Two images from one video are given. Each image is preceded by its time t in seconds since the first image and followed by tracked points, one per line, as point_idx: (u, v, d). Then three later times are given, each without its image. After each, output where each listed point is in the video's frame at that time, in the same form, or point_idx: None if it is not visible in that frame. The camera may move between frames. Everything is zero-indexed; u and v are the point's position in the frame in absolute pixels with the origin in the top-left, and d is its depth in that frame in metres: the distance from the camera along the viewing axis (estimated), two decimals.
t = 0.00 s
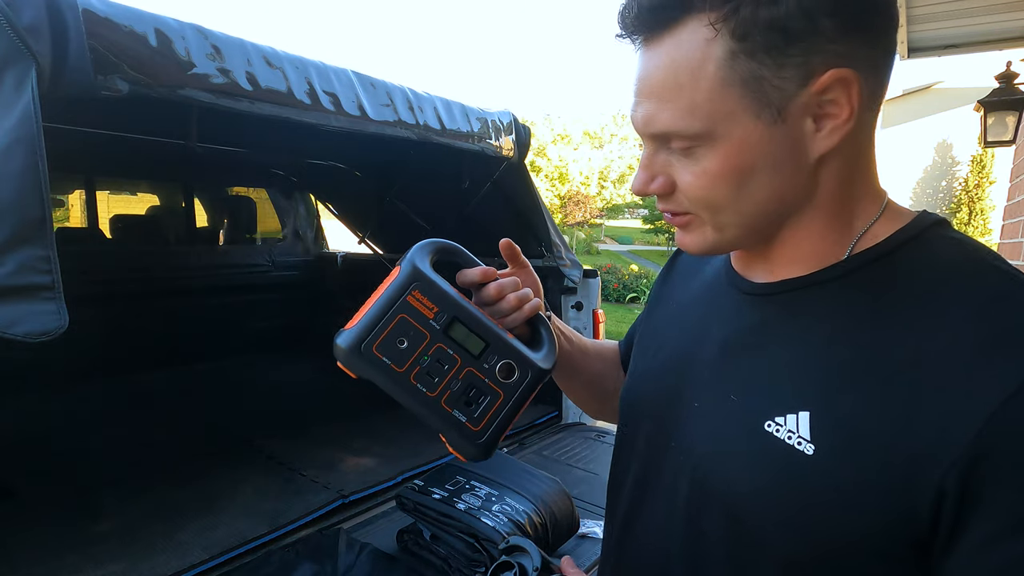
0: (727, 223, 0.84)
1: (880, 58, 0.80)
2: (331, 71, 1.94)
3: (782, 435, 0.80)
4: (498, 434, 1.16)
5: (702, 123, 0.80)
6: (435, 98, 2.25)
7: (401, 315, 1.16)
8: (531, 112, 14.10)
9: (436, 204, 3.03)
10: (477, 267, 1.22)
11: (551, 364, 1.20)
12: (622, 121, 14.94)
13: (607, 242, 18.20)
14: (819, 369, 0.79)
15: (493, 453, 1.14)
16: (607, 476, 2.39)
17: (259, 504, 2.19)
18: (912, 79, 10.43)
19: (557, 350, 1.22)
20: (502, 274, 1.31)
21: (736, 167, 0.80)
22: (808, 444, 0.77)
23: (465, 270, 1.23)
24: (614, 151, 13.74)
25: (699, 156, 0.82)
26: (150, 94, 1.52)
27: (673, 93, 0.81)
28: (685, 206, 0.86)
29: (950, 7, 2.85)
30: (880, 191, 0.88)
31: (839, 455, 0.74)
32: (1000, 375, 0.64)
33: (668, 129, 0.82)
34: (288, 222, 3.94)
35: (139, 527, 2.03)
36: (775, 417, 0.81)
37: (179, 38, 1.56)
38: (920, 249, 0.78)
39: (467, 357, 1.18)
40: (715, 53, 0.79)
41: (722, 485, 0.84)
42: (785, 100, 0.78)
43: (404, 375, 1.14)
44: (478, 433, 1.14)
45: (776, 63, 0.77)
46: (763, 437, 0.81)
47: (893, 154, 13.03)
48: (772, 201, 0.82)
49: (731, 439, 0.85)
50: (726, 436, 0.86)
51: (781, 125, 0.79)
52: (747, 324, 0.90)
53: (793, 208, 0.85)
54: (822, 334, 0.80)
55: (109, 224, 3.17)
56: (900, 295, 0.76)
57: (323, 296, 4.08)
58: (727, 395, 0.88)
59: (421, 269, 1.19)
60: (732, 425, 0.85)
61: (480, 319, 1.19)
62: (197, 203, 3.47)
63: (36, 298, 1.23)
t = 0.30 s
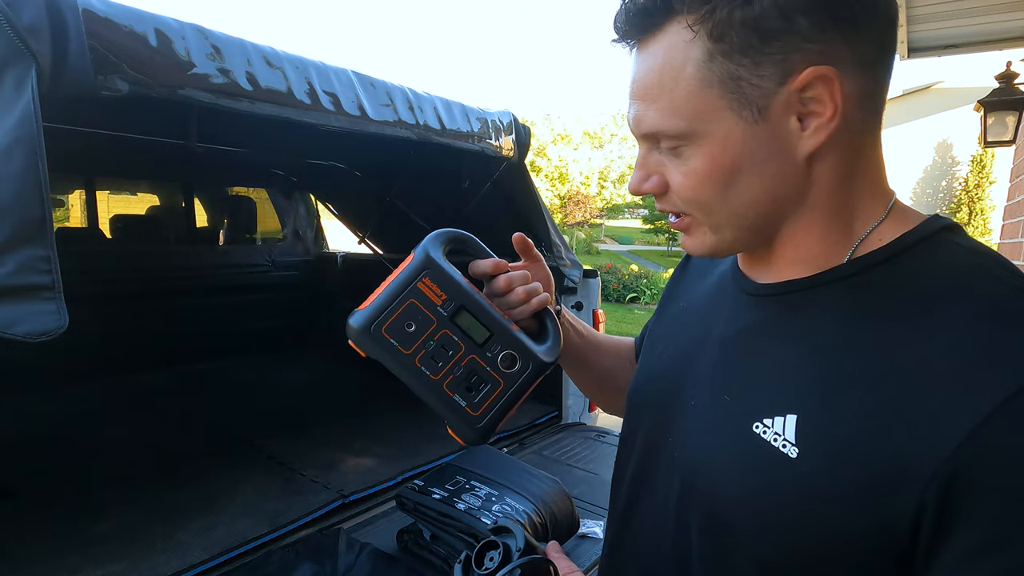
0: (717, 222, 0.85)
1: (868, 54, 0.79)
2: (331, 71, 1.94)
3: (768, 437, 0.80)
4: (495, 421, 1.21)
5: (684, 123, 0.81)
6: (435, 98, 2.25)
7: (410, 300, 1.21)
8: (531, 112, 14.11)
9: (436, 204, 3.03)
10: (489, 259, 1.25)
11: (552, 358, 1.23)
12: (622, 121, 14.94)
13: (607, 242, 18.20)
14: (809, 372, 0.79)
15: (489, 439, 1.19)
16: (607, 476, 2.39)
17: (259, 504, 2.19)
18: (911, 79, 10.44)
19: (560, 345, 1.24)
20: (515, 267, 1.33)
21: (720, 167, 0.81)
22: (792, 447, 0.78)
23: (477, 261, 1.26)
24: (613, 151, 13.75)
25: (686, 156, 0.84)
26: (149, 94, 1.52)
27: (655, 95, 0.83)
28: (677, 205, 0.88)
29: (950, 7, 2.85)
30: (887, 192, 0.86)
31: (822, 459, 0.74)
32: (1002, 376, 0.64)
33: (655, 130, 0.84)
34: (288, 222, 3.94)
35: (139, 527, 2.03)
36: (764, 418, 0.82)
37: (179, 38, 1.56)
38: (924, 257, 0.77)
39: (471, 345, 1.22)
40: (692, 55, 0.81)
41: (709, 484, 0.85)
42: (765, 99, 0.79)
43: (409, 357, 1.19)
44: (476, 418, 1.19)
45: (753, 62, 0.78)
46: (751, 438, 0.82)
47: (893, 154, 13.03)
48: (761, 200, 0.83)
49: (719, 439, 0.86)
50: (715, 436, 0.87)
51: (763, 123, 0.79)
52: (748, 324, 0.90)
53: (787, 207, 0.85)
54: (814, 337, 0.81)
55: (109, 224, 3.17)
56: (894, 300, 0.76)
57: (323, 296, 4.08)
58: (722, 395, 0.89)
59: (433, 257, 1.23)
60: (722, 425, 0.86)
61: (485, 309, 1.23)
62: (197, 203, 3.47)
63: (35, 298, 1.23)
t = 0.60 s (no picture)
0: (702, 224, 0.86)
1: (849, 53, 0.78)
2: (332, 71, 1.94)
3: (755, 441, 0.81)
4: (502, 418, 1.23)
5: (664, 129, 0.83)
6: (435, 98, 2.25)
7: (419, 305, 1.24)
8: (531, 112, 14.11)
9: (436, 204, 3.03)
10: (496, 264, 1.24)
11: (554, 360, 1.24)
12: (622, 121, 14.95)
13: (607, 242, 18.21)
14: (799, 375, 0.79)
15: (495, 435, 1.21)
16: (607, 476, 2.39)
17: (258, 504, 2.19)
18: (911, 79, 10.44)
19: (563, 346, 1.24)
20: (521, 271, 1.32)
21: (699, 171, 0.82)
22: (778, 451, 0.78)
23: (484, 266, 1.24)
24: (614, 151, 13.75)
25: (669, 160, 0.85)
26: (149, 94, 1.52)
27: (637, 102, 0.86)
28: (666, 208, 0.89)
29: (949, 7, 2.85)
30: (882, 192, 0.85)
31: (808, 462, 0.74)
32: (1003, 375, 0.63)
33: (639, 135, 0.86)
34: (288, 222, 3.94)
35: (139, 527, 2.03)
36: (752, 422, 0.82)
37: (179, 38, 1.56)
38: (917, 261, 0.76)
39: (477, 347, 1.24)
40: (670, 61, 0.83)
41: (699, 486, 0.86)
42: (741, 102, 0.79)
43: (418, 359, 1.22)
44: (482, 416, 1.21)
45: (727, 67, 0.79)
46: (739, 441, 0.82)
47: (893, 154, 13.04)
48: (745, 202, 0.83)
49: (708, 442, 0.86)
50: (704, 438, 0.87)
51: (739, 127, 0.80)
52: (744, 327, 0.90)
53: (775, 208, 0.85)
54: (804, 339, 0.81)
55: (109, 224, 3.17)
56: (885, 303, 0.76)
57: (323, 296, 4.08)
58: (714, 398, 0.89)
59: (439, 264, 1.25)
60: (712, 427, 0.87)
61: (490, 312, 1.24)
62: (197, 203, 3.47)
63: (36, 299, 1.23)
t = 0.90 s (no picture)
0: (696, 224, 0.88)
1: (837, 51, 0.78)
2: (331, 71, 1.94)
3: (738, 436, 0.81)
4: (511, 395, 1.21)
5: (655, 130, 0.85)
6: (435, 98, 2.25)
7: (443, 273, 1.24)
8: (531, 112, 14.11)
9: (436, 205, 3.03)
10: (517, 246, 1.30)
11: (569, 343, 1.25)
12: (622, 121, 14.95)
13: (607, 242, 18.21)
14: (784, 373, 0.79)
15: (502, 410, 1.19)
16: (608, 476, 2.39)
17: (258, 504, 2.19)
18: (911, 79, 10.45)
19: (577, 331, 1.27)
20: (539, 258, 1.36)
21: (689, 171, 0.83)
22: (758, 447, 0.78)
23: (506, 248, 1.31)
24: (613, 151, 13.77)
25: (661, 161, 0.87)
26: (149, 94, 1.52)
27: (630, 104, 0.88)
28: (662, 207, 0.91)
29: (949, 7, 2.85)
30: (880, 192, 0.84)
31: (786, 458, 0.74)
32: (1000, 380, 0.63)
33: (633, 136, 0.88)
34: (288, 222, 3.94)
35: (139, 528, 2.03)
36: (737, 418, 0.82)
37: (179, 38, 1.56)
38: (904, 263, 0.75)
39: (495, 321, 1.24)
40: (660, 64, 0.85)
41: (684, 481, 0.87)
42: (728, 103, 0.80)
43: (436, 325, 1.21)
44: (493, 389, 1.20)
45: (714, 69, 0.80)
46: (723, 436, 0.83)
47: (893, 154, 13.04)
48: (735, 202, 0.84)
49: (695, 437, 0.87)
50: (692, 434, 0.88)
51: (726, 128, 0.80)
52: (737, 324, 0.90)
53: (767, 208, 0.85)
54: (792, 337, 0.81)
55: (109, 224, 3.17)
56: (870, 302, 0.75)
57: (323, 296, 4.08)
58: (704, 394, 0.90)
59: (466, 237, 1.27)
60: (700, 423, 0.88)
61: (510, 288, 1.26)
62: (197, 203, 3.48)
63: (35, 298, 1.23)
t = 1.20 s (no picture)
0: (712, 220, 0.86)
1: (860, 49, 0.78)
2: (332, 71, 1.94)
3: (745, 433, 0.81)
4: (508, 390, 1.21)
5: (675, 122, 0.84)
6: (435, 98, 2.25)
7: (441, 268, 1.25)
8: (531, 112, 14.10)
9: (436, 205, 3.03)
10: (516, 242, 1.29)
11: (567, 339, 1.23)
12: (622, 121, 14.96)
13: (607, 242, 18.21)
14: (794, 372, 0.79)
15: (500, 405, 1.19)
16: (608, 476, 2.39)
17: (258, 504, 2.19)
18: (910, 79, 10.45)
19: (576, 326, 1.25)
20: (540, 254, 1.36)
21: (710, 165, 0.82)
22: (766, 444, 0.78)
23: (506, 244, 1.30)
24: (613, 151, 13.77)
25: (680, 154, 0.86)
26: (149, 94, 1.52)
27: (649, 96, 0.86)
28: (676, 204, 0.90)
29: (949, 7, 2.85)
30: (890, 193, 0.84)
31: (794, 455, 0.74)
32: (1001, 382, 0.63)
33: (650, 128, 0.87)
34: (288, 222, 3.94)
35: (139, 528, 2.03)
36: (744, 415, 0.82)
37: (179, 38, 1.56)
38: (915, 265, 0.75)
39: (492, 316, 1.24)
40: (682, 55, 0.83)
41: (689, 477, 0.87)
42: (752, 96, 0.79)
43: (434, 319, 1.22)
44: (490, 384, 1.21)
45: (739, 60, 0.80)
46: (730, 433, 0.83)
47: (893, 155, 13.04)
48: (753, 197, 0.83)
49: (700, 433, 0.87)
50: (697, 430, 0.88)
51: (750, 121, 0.80)
52: (743, 323, 0.90)
53: (783, 205, 0.85)
54: (800, 335, 0.81)
55: (109, 224, 3.17)
56: (878, 302, 0.75)
57: (323, 296, 4.08)
58: (711, 391, 0.89)
59: (466, 232, 1.27)
60: (707, 421, 0.87)
61: (508, 283, 1.25)
62: (197, 203, 3.48)
63: (35, 298, 1.23)
